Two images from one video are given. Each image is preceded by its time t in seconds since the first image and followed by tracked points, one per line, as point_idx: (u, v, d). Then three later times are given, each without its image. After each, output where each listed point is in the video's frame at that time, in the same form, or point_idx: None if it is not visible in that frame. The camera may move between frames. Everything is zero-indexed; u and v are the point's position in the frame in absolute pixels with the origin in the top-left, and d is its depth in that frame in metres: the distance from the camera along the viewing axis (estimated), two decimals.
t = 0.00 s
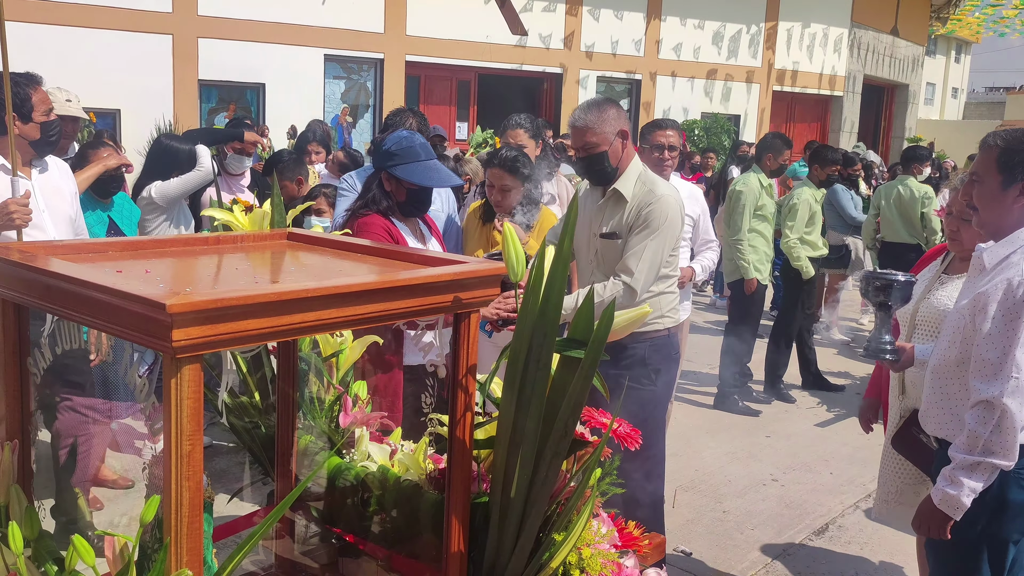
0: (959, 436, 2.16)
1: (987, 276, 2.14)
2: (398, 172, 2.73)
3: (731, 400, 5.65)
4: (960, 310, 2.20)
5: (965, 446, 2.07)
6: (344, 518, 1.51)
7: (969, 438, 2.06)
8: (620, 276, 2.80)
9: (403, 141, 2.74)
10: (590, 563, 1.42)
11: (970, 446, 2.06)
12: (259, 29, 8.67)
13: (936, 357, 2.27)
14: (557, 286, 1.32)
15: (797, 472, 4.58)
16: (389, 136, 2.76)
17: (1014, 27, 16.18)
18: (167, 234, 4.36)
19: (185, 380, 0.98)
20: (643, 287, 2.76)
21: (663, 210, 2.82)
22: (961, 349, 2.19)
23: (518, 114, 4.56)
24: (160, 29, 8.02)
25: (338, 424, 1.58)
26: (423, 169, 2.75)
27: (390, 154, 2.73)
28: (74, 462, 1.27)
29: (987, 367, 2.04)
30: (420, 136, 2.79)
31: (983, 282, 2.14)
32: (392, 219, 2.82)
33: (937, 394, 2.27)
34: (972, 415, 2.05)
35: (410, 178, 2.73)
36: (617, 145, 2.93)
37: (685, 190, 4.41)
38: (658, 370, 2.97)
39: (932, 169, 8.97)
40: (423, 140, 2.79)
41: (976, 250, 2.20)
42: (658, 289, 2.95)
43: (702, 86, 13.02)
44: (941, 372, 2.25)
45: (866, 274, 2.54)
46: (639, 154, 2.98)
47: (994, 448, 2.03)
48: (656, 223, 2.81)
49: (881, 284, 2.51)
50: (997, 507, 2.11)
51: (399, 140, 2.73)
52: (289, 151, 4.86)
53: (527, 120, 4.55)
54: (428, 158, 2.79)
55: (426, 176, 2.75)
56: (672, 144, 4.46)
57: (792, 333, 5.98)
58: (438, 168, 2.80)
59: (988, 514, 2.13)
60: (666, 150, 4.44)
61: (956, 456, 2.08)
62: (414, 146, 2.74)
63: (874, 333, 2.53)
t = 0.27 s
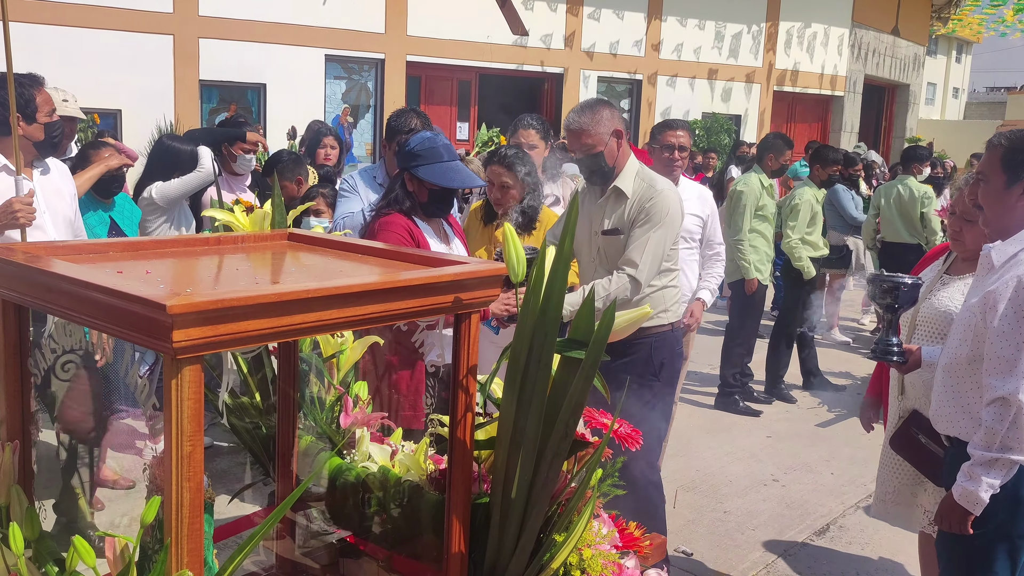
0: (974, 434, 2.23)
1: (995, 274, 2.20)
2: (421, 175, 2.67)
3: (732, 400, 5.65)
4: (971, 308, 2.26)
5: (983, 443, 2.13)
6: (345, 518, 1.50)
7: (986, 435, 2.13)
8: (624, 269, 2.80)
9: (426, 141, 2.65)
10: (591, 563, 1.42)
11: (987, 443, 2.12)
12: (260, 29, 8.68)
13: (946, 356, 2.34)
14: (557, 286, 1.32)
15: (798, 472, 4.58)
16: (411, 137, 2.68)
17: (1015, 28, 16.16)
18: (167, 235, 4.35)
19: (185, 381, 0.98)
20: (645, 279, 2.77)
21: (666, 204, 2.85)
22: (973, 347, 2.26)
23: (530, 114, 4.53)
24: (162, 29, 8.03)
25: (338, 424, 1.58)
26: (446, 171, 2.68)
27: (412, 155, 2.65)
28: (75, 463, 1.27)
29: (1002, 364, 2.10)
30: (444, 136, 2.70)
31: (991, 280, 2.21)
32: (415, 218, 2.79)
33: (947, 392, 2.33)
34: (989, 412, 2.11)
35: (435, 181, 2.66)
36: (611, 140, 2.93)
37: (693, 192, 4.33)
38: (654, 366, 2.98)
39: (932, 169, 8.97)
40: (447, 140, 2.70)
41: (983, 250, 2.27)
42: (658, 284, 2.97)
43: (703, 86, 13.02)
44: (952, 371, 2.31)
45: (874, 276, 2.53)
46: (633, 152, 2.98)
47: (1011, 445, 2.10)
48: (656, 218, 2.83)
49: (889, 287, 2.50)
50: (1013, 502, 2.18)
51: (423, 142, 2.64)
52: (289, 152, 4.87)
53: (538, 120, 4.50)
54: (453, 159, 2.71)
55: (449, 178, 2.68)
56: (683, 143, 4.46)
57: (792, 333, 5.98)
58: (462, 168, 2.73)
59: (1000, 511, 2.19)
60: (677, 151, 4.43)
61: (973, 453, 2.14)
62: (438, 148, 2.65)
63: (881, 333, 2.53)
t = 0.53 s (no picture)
0: (971, 431, 2.23)
1: (999, 272, 2.20)
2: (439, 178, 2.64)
3: (734, 400, 5.65)
4: (972, 306, 2.27)
5: (978, 438, 2.14)
6: (349, 520, 1.50)
7: (982, 430, 2.13)
8: (639, 271, 2.80)
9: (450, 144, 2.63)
10: (594, 563, 1.41)
11: (983, 438, 2.13)
12: (262, 29, 8.69)
13: (949, 354, 2.35)
14: (560, 285, 1.32)
15: (800, 472, 4.58)
16: (434, 138, 2.66)
17: (1016, 28, 16.14)
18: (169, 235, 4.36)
19: (188, 380, 0.98)
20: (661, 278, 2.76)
21: (677, 204, 2.85)
22: (974, 345, 2.27)
23: (537, 114, 4.52)
24: (163, 29, 8.04)
25: (341, 424, 1.58)
26: (466, 176, 2.65)
27: (434, 158, 2.63)
28: (79, 461, 1.27)
29: (1001, 361, 2.10)
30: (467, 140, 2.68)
31: (994, 278, 2.21)
32: (434, 221, 2.76)
33: (950, 391, 2.34)
34: (985, 408, 2.12)
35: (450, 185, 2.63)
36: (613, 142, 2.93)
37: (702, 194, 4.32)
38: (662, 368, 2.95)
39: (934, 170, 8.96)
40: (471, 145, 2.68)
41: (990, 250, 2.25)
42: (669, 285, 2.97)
43: (704, 86, 13.01)
44: (954, 369, 2.32)
45: (881, 276, 2.52)
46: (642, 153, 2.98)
47: (1006, 440, 2.10)
48: (668, 217, 2.83)
49: (896, 288, 2.49)
50: (1014, 500, 2.18)
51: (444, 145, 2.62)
52: (291, 153, 4.90)
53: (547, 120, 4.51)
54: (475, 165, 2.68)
55: (468, 183, 2.65)
56: (693, 145, 4.45)
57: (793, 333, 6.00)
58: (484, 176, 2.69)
59: (1000, 508, 2.20)
60: (686, 151, 4.43)
61: (969, 448, 2.15)
62: (459, 152, 2.63)
63: (888, 335, 2.53)
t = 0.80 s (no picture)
0: (966, 429, 2.24)
1: (1000, 271, 2.19)
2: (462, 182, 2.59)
3: (735, 400, 5.65)
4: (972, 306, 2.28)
5: (971, 436, 2.15)
6: (351, 519, 1.49)
7: (974, 428, 2.15)
8: (660, 278, 2.83)
9: (475, 148, 2.57)
10: (595, 564, 1.41)
11: (975, 436, 2.14)
12: (264, 29, 8.69)
13: (950, 353, 2.35)
14: (561, 285, 1.32)
15: (801, 473, 4.58)
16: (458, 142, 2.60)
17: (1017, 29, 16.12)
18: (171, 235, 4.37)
19: (190, 380, 0.98)
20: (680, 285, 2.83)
21: (690, 206, 2.86)
22: (973, 345, 2.27)
23: (540, 115, 4.51)
24: (165, 29, 8.05)
25: (342, 424, 1.57)
26: (488, 182, 2.58)
27: (457, 161, 2.58)
28: (79, 462, 1.27)
29: (997, 360, 2.11)
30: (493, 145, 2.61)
31: (995, 278, 2.21)
32: (453, 224, 2.72)
33: (949, 390, 2.34)
34: (978, 406, 2.13)
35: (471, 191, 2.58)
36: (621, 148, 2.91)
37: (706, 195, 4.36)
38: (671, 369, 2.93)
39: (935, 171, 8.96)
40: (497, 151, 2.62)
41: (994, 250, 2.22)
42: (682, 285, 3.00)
43: (705, 87, 13.01)
44: (954, 368, 2.32)
45: (888, 278, 2.53)
46: (653, 156, 2.97)
47: (997, 439, 2.11)
48: (682, 221, 2.84)
49: (901, 289, 2.49)
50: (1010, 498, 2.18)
51: (468, 149, 2.57)
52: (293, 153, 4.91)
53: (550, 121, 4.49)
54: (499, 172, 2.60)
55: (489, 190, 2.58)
56: (699, 145, 4.46)
57: (796, 332, 5.97)
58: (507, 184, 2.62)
59: (999, 508, 2.20)
60: (692, 151, 4.45)
61: (961, 445, 2.17)
62: (483, 157, 2.57)
63: (894, 336, 2.54)
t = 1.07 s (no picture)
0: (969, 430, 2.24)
1: (1005, 272, 2.20)
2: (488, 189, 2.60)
3: (735, 402, 5.66)
4: (977, 306, 2.27)
5: (975, 437, 2.15)
6: (351, 520, 1.50)
7: (978, 429, 2.14)
8: (683, 283, 2.85)
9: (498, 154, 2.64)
10: (595, 565, 1.41)
11: (978, 436, 2.14)
12: (265, 30, 8.70)
13: (954, 354, 2.35)
14: (562, 286, 1.31)
15: (801, 474, 4.58)
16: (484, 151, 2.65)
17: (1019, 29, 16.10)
18: (173, 235, 4.37)
19: (191, 381, 0.98)
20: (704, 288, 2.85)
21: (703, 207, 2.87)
22: (978, 345, 2.26)
23: (542, 116, 4.52)
24: (166, 30, 8.06)
25: (342, 426, 1.58)
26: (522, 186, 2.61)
27: (486, 169, 2.62)
28: (80, 463, 1.27)
29: (1000, 361, 2.11)
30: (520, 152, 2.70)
31: (999, 278, 2.21)
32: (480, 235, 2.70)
33: (953, 390, 2.34)
34: (982, 406, 2.13)
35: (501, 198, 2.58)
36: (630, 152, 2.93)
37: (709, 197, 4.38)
38: (679, 369, 2.93)
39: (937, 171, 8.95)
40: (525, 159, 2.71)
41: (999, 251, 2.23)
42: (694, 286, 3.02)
43: (706, 87, 13.01)
44: (957, 368, 2.32)
45: (891, 280, 2.52)
46: (661, 158, 2.97)
47: (1001, 440, 2.11)
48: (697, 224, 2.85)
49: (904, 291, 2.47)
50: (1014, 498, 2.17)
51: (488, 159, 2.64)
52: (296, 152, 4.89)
53: (552, 122, 4.49)
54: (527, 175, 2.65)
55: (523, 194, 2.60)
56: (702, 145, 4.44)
57: (796, 333, 5.97)
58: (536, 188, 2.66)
59: (1004, 509, 2.20)
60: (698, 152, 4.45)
61: (965, 445, 2.17)
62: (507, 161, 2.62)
63: (897, 338, 2.54)
